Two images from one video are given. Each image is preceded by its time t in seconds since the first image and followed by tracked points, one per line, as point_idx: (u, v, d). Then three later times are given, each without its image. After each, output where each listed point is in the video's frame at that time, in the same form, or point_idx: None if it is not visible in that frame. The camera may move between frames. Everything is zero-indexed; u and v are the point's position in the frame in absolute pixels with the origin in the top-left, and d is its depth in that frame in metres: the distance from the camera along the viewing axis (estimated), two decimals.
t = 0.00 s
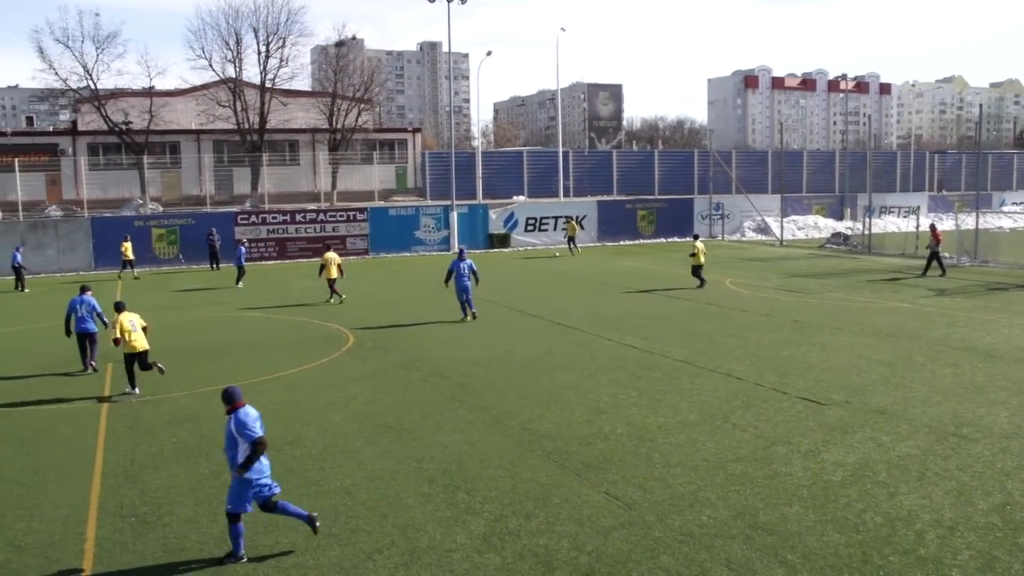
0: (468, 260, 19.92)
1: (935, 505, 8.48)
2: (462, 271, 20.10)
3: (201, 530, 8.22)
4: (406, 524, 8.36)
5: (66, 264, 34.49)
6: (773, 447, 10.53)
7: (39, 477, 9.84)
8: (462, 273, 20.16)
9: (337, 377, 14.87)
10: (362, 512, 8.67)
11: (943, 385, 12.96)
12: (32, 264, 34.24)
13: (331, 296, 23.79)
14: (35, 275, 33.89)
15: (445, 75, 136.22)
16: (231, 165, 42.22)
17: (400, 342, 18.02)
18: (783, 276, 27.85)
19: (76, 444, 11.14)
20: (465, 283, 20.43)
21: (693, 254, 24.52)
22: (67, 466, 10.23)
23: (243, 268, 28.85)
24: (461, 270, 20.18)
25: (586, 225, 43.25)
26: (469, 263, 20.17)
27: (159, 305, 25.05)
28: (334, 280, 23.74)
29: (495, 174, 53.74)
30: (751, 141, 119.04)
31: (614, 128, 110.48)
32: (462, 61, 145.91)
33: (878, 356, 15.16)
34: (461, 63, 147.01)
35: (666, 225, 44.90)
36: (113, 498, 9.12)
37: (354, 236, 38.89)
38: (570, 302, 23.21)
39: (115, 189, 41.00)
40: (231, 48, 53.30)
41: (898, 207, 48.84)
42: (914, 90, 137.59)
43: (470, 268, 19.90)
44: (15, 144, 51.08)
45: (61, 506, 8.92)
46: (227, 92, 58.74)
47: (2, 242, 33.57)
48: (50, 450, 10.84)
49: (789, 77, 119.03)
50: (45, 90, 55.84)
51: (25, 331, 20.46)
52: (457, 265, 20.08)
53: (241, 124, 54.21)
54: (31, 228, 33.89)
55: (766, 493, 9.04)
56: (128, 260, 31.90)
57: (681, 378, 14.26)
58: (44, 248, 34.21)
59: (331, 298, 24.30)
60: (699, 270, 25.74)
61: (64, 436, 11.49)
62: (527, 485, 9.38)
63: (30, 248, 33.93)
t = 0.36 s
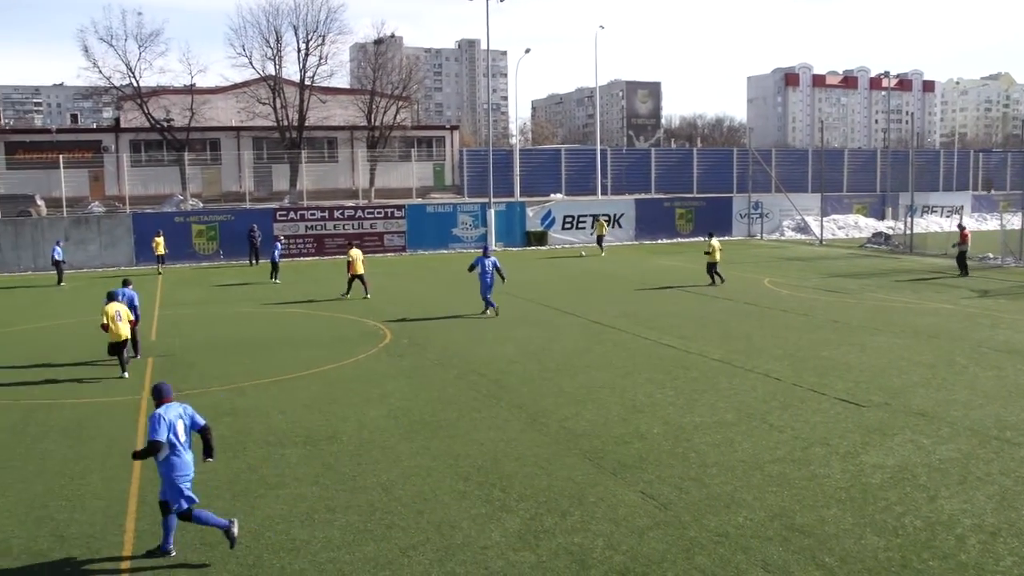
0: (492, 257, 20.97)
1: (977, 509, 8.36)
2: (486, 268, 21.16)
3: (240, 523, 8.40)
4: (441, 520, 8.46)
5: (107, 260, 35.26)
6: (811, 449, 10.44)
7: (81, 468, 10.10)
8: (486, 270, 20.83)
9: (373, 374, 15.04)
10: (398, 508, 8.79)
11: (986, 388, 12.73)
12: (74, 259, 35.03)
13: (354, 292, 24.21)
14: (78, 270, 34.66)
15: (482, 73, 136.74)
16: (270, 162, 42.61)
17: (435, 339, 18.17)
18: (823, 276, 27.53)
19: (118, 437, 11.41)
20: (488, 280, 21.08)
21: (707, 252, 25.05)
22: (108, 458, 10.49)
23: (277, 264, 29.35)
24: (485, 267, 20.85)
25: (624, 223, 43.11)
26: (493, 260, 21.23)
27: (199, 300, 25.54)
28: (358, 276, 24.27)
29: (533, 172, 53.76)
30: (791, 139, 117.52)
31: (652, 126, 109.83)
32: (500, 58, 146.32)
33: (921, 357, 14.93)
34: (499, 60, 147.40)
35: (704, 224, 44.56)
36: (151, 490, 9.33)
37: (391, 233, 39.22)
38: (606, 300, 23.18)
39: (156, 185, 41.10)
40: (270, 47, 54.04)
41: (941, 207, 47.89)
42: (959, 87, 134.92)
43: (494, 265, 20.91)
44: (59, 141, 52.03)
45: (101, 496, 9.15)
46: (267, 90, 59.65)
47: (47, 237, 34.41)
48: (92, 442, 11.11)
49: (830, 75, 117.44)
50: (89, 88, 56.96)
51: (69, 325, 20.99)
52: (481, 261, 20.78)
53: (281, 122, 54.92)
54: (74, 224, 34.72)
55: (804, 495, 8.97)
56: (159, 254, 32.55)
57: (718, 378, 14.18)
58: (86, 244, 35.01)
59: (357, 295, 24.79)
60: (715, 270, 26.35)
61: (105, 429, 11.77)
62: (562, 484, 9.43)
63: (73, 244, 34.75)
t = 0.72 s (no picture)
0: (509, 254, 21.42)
1: (1015, 515, 8.25)
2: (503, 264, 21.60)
3: (273, 517, 8.57)
4: (472, 518, 8.56)
5: (143, 256, 35.97)
6: (844, 451, 10.37)
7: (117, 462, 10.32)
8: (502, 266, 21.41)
9: (405, 371, 15.20)
10: (429, 505, 8.90)
11: None
12: (110, 255, 35.77)
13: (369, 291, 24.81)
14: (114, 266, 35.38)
15: (515, 72, 137.08)
16: (304, 160, 43.21)
17: (466, 337, 18.29)
18: (858, 277, 27.21)
19: (152, 431, 11.65)
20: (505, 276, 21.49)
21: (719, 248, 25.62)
22: (143, 452, 10.72)
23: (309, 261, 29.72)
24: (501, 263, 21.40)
25: (657, 222, 42.95)
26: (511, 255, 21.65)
27: (233, 296, 25.94)
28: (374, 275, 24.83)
29: (564, 170, 53.75)
30: (826, 139, 116.31)
31: (686, 125, 109.11)
32: (532, 57, 146.49)
33: (957, 360, 14.72)
34: (532, 59, 147.56)
35: (738, 223, 44.23)
36: (185, 484, 9.53)
37: (423, 230, 39.49)
38: (637, 299, 23.13)
39: (192, 183, 42.59)
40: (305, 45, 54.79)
41: (979, 207, 47.02)
42: (998, 86, 132.60)
43: (510, 262, 21.35)
44: (97, 140, 52.93)
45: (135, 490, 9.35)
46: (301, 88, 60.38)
47: (86, 233, 35.23)
48: (127, 436, 11.36)
49: (866, 74, 116.23)
50: (126, 87, 58.20)
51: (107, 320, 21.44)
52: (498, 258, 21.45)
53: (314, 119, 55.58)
54: (111, 221, 35.53)
55: (836, 498, 8.92)
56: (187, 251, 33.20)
57: (751, 378, 14.12)
58: (123, 240, 35.76)
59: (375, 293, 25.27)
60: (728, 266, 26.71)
61: (140, 424, 12.02)
62: (593, 483, 9.48)
63: (109, 240, 35.54)
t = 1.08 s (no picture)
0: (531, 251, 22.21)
1: None
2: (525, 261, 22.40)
3: (312, 512, 8.74)
4: (508, 517, 8.64)
5: (184, 253, 36.70)
6: (884, 455, 10.26)
7: (159, 456, 10.60)
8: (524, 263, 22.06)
9: (441, 369, 15.35)
10: (465, 503, 9.00)
11: None
12: (151, 251, 36.55)
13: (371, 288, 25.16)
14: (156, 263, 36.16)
15: (554, 70, 137.04)
16: (343, 158, 43.68)
17: (503, 336, 18.38)
18: (900, 278, 26.79)
19: (193, 426, 11.92)
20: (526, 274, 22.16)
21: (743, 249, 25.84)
22: (186, 447, 10.99)
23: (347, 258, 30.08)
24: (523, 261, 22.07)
25: (696, 222, 42.65)
26: (533, 254, 22.50)
27: (272, 293, 26.35)
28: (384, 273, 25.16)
29: (602, 170, 53.62)
30: (868, 138, 114.51)
31: (725, 125, 108.04)
32: (571, 56, 146.33)
33: (1002, 363, 14.45)
34: (571, 58, 147.33)
35: (777, 223, 43.74)
36: (224, 479, 9.75)
37: (461, 229, 39.70)
38: (675, 300, 23.02)
39: (231, 180, 42.96)
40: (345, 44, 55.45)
41: None
42: None
43: (533, 259, 22.10)
44: (141, 138, 54.03)
45: (175, 484, 9.59)
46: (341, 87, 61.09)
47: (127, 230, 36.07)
48: (171, 431, 11.65)
49: (910, 72, 114.32)
50: (168, 86, 59.37)
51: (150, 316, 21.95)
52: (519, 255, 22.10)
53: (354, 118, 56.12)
54: (153, 218, 36.28)
55: (876, 502, 8.84)
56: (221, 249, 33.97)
57: (790, 380, 14.01)
58: (164, 237, 36.51)
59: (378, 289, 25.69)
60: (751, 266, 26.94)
61: (182, 419, 12.31)
62: (629, 484, 9.51)
63: (151, 237, 36.33)
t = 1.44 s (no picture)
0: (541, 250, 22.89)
1: None
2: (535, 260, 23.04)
3: (339, 510, 8.86)
4: (533, 517, 8.70)
5: (212, 251, 37.20)
6: (913, 458, 10.19)
7: (190, 453, 10.80)
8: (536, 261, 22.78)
9: (467, 368, 15.45)
10: (491, 502, 9.07)
11: None
12: (180, 250, 37.08)
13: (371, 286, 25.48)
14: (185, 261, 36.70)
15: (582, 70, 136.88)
16: (371, 157, 43.92)
17: (529, 335, 18.45)
18: (930, 279, 26.49)
19: (221, 423, 12.13)
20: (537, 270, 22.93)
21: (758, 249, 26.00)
22: (215, 443, 11.18)
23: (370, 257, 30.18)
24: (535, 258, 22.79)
25: (723, 222, 42.40)
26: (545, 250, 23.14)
27: (300, 292, 26.65)
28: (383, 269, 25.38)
29: (630, 169, 53.49)
30: (899, 138, 113.17)
31: (754, 125, 107.33)
32: (599, 55, 146.11)
33: None
34: (599, 57, 147.08)
35: (806, 224, 43.38)
36: (251, 476, 9.91)
37: (488, 228, 39.81)
38: (701, 300, 22.93)
39: (260, 179, 42.61)
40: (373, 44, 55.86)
41: None
42: None
43: (544, 256, 22.83)
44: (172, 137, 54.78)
45: (203, 480, 9.77)
46: (369, 87, 61.52)
47: (157, 228, 36.64)
48: (201, 428, 11.85)
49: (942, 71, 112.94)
50: (198, 85, 60.15)
51: (181, 314, 22.33)
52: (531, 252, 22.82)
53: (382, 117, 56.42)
54: (182, 216, 36.81)
55: (905, 505, 8.79)
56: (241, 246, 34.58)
57: (818, 381, 13.93)
58: (194, 235, 37.03)
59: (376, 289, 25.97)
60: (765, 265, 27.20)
61: (212, 416, 12.52)
62: (654, 484, 9.53)
63: (180, 235, 36.85)
